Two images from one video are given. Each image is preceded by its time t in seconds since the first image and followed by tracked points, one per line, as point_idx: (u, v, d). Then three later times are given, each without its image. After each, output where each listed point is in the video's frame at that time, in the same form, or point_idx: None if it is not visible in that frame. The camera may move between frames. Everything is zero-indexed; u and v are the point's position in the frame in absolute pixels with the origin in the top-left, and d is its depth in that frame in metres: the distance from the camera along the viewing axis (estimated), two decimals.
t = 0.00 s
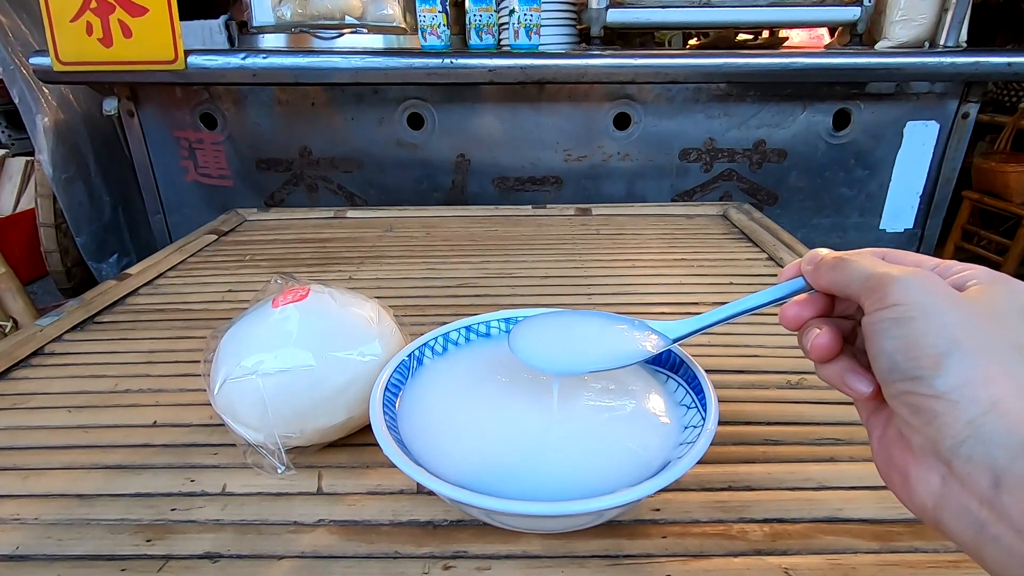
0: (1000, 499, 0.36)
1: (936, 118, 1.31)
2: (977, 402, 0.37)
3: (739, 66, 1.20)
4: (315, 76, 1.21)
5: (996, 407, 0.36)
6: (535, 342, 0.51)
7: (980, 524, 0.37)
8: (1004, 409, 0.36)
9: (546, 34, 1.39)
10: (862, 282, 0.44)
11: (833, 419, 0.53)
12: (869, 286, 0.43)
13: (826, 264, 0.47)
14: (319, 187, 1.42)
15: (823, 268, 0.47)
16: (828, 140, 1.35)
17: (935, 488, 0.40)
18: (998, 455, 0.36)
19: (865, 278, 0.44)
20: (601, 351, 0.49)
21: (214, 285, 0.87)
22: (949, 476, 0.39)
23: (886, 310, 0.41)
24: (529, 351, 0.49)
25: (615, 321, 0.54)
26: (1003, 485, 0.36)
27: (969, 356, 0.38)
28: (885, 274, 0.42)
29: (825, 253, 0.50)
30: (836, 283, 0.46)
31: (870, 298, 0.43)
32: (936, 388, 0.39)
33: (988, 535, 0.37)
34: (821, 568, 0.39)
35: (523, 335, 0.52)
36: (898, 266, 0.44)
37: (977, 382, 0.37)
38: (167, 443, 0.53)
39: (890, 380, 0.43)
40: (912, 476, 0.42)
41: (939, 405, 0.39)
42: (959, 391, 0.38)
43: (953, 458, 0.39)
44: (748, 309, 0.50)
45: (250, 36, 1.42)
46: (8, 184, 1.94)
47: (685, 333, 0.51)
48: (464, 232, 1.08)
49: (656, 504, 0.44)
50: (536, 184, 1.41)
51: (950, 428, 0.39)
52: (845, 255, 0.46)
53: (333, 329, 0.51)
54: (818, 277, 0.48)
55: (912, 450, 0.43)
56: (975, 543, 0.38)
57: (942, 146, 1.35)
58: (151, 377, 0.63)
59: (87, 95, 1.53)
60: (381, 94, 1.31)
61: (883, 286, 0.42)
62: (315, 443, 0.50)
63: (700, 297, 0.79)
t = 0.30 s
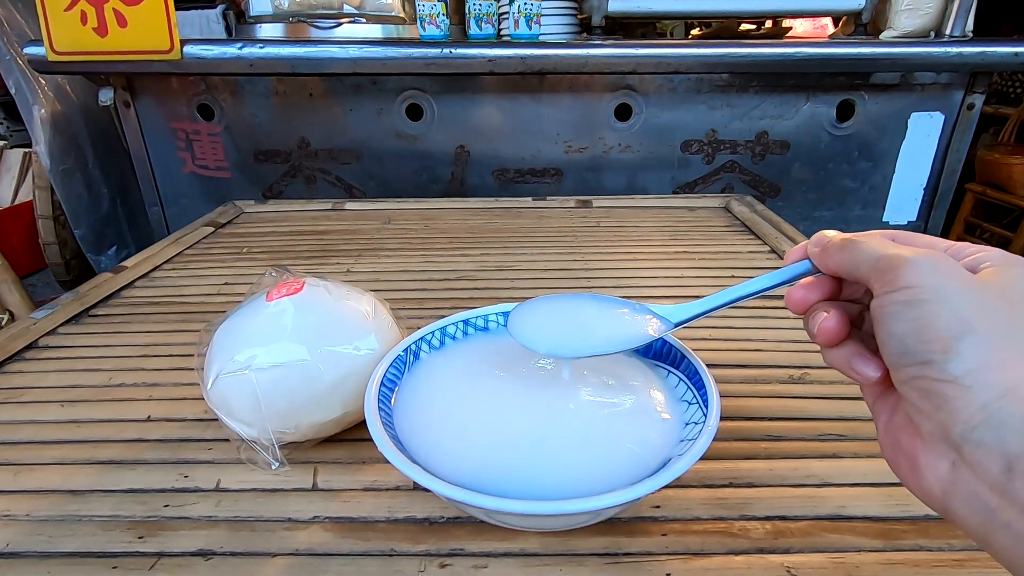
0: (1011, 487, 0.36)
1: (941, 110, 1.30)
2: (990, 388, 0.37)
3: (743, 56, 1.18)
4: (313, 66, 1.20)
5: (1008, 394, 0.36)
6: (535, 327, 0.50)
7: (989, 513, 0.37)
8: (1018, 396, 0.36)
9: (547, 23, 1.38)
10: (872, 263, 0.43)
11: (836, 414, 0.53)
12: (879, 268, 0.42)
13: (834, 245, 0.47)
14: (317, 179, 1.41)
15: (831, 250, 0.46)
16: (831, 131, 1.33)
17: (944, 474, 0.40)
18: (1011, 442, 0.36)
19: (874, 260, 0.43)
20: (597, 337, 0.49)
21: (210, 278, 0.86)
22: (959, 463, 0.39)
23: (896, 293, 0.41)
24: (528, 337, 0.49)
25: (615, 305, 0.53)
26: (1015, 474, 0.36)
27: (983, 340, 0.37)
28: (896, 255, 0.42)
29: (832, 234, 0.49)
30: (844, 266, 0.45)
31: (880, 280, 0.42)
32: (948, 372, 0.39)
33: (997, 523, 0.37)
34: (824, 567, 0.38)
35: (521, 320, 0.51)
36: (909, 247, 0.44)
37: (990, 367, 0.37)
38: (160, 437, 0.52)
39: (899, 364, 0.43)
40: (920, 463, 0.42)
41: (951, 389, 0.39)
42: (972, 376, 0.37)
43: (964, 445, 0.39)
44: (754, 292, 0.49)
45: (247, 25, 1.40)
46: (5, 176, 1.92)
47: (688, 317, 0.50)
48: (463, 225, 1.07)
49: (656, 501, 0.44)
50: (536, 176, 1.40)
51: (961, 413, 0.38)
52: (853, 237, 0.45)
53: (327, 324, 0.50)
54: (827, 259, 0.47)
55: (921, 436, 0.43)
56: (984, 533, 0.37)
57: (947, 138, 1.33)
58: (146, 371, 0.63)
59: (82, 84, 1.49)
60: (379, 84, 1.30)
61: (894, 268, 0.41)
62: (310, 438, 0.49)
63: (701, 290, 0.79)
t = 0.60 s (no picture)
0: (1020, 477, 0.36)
1: (945, 102, 1.29)
2: (1000, 377, 0.37)
3: (745, 48, 1.17)
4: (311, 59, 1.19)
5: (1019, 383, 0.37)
6: (540, 319, 0.49)
7: (1000, 503, 0.38)
8: None
9: (548, 15, 1.36)
10: (880, 249, 0.43)
11: (837, 410, 0.52)
12: (886, 253, 0.43)
13: (841, 231, 0.46)
14: (316, 172, 1.40)
15: (839, 236, 0.46)
16: (834, 124, 1.32)
17: (954, 464, 0.41)
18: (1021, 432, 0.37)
19: (882, 245, 0.43)
20: (596, 325, 0.49)
21: (209, 272, 0.86)
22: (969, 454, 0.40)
23: (905, 279, 0.41)
24: (530, 327, 0.49)
25: (617, 294, 0.52)
26: None
27: (994, 327, 0.38)
28: (903, 240, 0.42)
29: (837, 218, 0.49)
30: (852, 251, 0.45)
31: (888, 266, 0.42)
32: (958, 361, 0.39)
33: (1008, 514, 0.37)
34: (825, 564, 0.38)
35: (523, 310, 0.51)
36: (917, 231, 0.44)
37: (1000, 355, 0.37)
38: (156, 433, 0.51)
39: (907, 352, 0.43)
40: (929, 453, 0.43)
41: (960, 378, 0.39)
42: (982, 365, 0.38)
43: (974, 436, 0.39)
44: (758, 278, 0.48)
45: (245, 18, 1.39)
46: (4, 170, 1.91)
47: (690, 305, 0.49)
48: (463, 219, 1.06)
49: (655, 497, 0.43)
50: (536, 169, 1.39)
51: (971, 403, 0.39)
52: (861, 222, 0.45)
53: (324, 318, 0.50)
54: (833, 243, 0.47)
55: (931, 427, 0.44)
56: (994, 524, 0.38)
57: (950, 131, 1.32)
58: (142, 366, 0.62)
59: (80, 78, 1.48)
60: (378, 77, 1.29)
61: (902, 253, 0.41)
62: (308, 434, 0.49)
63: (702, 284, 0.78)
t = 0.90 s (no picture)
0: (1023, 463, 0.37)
1: (949, 96, 1.28)
2: (1005, 364, 0.37)
3: (749, 41, 1.16)
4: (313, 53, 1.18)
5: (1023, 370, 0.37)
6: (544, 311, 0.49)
7: (1003, 489, 0.38)
8: None
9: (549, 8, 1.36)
10: (883, 235, 0.43)
11: (842, 405, 0.52)
12: (890, 238, 0.42)
13: (843, 216, 0.46)
14: (318, 167, 1.40)
15: (841, 220, 0.46)
16: (837, 118, 1.32)
17: (956, 450, 0.41)
18: None
19: (886, 230, 0.43)
20: (601, 314, 0.49)
21: (211, 267, 0.86)
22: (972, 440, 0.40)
23: (908, 264, 0.41)
24: (532, 314, 0.49)
25: (617, 284, 0.53)
26: None
27: (998, 312, 0.38)
28: (906, 225, 0.41)
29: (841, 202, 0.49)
30: (854, 236, 0.45)
31: (890, 251, 0.42)
32: (963, 348, 0.39)
33: (1011, 500, 0.38)
34: (830, 559, 0.38)
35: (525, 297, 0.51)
36: (920, 216, 0.43)
37: (1005, 342, 0.38)
38: (160, 428, 0.51)
39: (910, 338, 0.43)
40: (931, 438, 0.43)
41: (965, 364, 0.40)
42: (987, 352, 0.38)
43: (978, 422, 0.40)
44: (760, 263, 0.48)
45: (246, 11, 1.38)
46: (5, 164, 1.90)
47: (693, 291, 0.49)
48: (465, 213, 1.06)
49: (660, 493, 0.43)
50: (538, 163, 1.39)
51: (976, 389, 0.39)
52: (863, 207, 0.45)
53: (327, 313, 0.49)
54: (836, 228, 0.46)
55: (934, 413, 0.44)
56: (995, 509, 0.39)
57: (954, 126, 1.32)
58: (146, 361, 0.62)
59: (81, 72, 1.47)
60: (379, 70, 1.28)
61: (905, 238, 0.41)
62: (313, 428, 0.49)
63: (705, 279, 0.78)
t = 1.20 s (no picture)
0: None
1: (952, 93, 1.28)
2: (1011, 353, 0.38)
3: (751, 37, 1.16)
4: (313, 48, 1.18)
5: None
6: (548, 304, 0.50)
7: (1009, 477, 0.39)
8: None
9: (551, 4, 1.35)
10: (888, 223, 0.42)
11: (845, 402, 0.52)
12: (895, 226, 0.42)
13: (846, 202, 0.45)
14: (319, 162, 1.40)
15: (844, 207, 0.45)
16: (840, 115, 1.32)
17: (961, 437, 0.42)
18: None
19: (892, 217, 0.42)
20: (604, 307, 0.49)
21: (213, 263, 0.86)
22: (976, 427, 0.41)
23: (914, 252, 0.41)
24: (535, 305, 0.50)
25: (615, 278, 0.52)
26: None
27: (1006, 300, 0.38)
28: (912, 213, 0.41)
29: (844, 186, 0.48)
30: (858, 224, 0.44)
31: (896, 239, 0.42)
32: (969, 336, 0.39)
33: (1016, 488, 0.38)
34: (834, 556, 0.38)
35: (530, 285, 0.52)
36: (926, 202, 0.43)
37: (1012, 330, 0.38)
38: (164, 424, 0.51)
39: (916, 326, 0.43)
40: (936, 426, 0.44)
41: (970, 352, 0.40)
42: (993, 340, 0.38)
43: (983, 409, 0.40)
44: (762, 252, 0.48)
45: (248, 6, 1.37)
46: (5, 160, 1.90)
47: (694, 280, 0.49)
48: (467, 209, 1.06)
49: (664, 489, 0.43)
50: (540, 160, 1.39)
51: (981, 377, 0.40)
52: (868, 193, 0.44)
53: (330, 309, 0.49)
54: (839, 216, 0.46)
55: (939, 400, 0.44)
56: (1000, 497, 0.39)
57: (957, 123, 1.32)
58: (149, 357, 0.62)
59: (81, 67, 1.47)
60: (381, 66, 1.28)
61: (911, 225, 0.41)
62: (317, 424, 0.49)
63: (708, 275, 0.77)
